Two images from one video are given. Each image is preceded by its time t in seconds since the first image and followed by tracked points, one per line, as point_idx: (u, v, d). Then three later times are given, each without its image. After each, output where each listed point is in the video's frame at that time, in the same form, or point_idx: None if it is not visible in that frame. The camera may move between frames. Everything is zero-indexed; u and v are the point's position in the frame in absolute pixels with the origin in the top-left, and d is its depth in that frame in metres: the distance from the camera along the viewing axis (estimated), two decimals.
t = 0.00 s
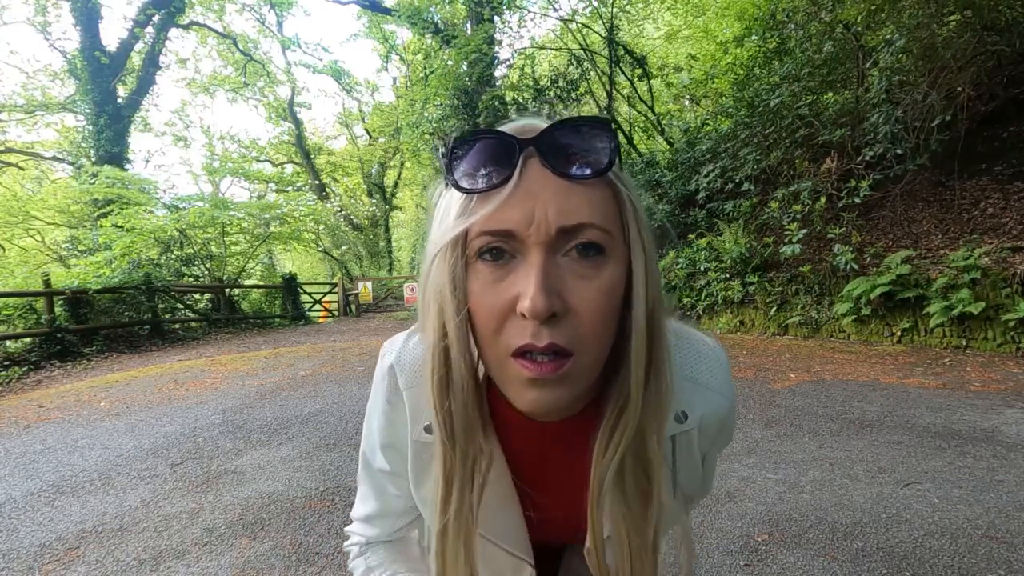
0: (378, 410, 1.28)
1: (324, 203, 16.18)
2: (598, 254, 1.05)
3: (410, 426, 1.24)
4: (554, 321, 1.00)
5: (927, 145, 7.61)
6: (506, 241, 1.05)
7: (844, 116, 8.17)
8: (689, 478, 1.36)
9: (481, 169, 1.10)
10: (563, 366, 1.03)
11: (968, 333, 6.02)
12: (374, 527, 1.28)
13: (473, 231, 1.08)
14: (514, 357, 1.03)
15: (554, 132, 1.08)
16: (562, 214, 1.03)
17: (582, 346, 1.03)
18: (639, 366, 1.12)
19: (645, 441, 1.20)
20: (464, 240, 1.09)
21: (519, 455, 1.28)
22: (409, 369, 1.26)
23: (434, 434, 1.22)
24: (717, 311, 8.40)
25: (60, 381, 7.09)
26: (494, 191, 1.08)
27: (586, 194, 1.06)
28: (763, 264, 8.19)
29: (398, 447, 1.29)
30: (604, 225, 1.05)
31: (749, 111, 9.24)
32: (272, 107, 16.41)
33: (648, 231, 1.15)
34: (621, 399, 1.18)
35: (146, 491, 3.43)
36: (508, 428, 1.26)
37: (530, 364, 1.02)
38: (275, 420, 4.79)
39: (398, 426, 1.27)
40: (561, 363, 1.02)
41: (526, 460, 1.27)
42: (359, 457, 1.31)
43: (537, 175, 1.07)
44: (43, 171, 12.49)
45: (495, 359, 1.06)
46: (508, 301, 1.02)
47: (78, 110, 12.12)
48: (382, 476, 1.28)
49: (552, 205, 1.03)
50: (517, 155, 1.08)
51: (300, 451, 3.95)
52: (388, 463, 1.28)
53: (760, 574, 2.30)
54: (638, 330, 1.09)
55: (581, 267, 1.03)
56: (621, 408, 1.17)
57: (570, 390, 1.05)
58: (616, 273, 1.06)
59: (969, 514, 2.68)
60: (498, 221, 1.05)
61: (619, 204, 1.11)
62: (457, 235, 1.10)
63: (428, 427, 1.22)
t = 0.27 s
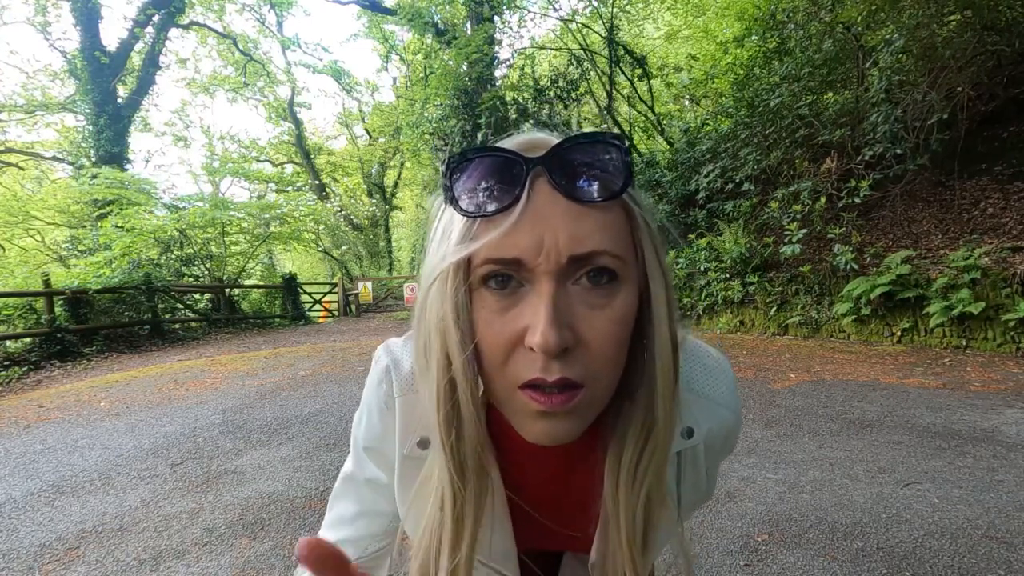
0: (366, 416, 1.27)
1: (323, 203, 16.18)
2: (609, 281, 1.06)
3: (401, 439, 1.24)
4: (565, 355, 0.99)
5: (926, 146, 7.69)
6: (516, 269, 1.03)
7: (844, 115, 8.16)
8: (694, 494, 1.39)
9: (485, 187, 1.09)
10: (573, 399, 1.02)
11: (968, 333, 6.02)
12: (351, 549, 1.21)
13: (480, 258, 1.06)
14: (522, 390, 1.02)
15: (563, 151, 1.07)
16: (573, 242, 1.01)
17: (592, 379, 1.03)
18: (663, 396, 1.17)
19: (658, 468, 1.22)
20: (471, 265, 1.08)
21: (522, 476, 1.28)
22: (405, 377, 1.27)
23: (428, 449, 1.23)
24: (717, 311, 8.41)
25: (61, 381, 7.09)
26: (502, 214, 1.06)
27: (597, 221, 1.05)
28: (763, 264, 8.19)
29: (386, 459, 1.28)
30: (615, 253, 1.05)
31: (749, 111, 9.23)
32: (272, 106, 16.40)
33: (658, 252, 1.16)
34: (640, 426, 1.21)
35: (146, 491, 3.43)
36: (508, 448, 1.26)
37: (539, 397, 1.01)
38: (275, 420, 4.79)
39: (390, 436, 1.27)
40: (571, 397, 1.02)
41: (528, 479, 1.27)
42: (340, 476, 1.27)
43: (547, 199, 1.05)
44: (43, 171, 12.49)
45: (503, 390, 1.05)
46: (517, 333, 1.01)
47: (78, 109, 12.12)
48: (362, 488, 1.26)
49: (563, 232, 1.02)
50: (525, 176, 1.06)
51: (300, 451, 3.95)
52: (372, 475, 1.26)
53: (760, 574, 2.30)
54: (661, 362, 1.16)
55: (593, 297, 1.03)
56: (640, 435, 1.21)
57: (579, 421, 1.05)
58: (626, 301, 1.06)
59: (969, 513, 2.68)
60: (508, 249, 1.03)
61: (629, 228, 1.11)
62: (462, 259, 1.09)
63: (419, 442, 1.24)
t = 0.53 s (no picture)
0: (365, 421, 1.28)
1: (324, 203, 16.19)
2: (629, 278, 1.04)
3: (400, 446, 1.22)
4: (588, 354, 0.96)
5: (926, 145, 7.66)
6: (536, 267, 1.01)
7: (844, 115, 8.16)
8: (700, 493, 1.39)
9: (498, 183, 1.08)
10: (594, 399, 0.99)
11: (968, 333, 6.02)
12: (363, 556, 1.26)
13: (498, 255, 1.03)
14: (541, 391, 0.98)
15: (579, 144, 1.07)
16: (593, 236, 1.00)
17: (614, 378, 1.00)
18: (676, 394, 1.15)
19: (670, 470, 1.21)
20: (486, 262, 1.05)
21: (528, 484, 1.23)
22: (404, 381, 1.24)
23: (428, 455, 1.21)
24: (717, 312, 8.42)
25: (61, 381, 7.09)
26: (517, 210, 1.05)
27: (616, 217, 1.04)
28: (763, 264, 8.19)
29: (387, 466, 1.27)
30: (634, 249, 1.04)
31: (749, 111, 9.24)
32: (273, 106, 16.40)
33: (674, 250, 1.16)
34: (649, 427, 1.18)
35: (146, 491, 3.43)
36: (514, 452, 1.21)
37: (560, 398, 0.97)
38: (275, 420, 4.79)
39: (389, 442, 1.27)
40: (593, 397, 0.98)
41: (535, 486, 1.23)
42: (346, 486, 1.30)
43: (566, 195, 1.04)
44: (43, 171, 12.49)
45: (519, 392, 1.02)
46: (536, 331, 0.98)
47: (78, 109, 12.12)
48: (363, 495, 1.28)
49: (582, 227, 1.01)
50: (542, 171, 1.05)
51: (300, 451, 3.95)
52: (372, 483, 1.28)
53: (760, 574, 2.30)
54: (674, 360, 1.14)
55: (613, 294, 1.01)
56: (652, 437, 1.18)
57: (599, 422, 1.01)
58: (647, 298, 1.04)
59: (969, 514, 2.68)
60: (526, 245, 1.01)
61: (645, 226, 1.11)
62: (476, 257, 1.06)
63: (420, 446, 1.21)
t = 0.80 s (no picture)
0: (370, 431, 1.28)
1: (324, 203, 16.19)
2: (641, 285, 1.03)
3: (405, 453, 1.22)
4: (598, 362, 0.96)
5: (925, 144, 7.72)
6: (547, 274, 1.00)
7: (844, 115, 8.17)
8: (710, 499, 1.40)
9: (507, 188, 1.07)
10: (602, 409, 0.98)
11: (968, 333, 6.02)
12: (368, 561, 1.23)
13: (509, 261, 1.02)
14: (549, 399, 0.97)
15: (589, 149, 1.06)
16: (605, 243, 0.99)
17: (625, 387, 0.99)
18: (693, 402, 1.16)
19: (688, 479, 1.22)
20: (497, 268, 1.04)
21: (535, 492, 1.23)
22: (408, 389, 1.25)
23: (433, 462, 1.21)
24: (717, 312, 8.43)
25: (60, 381, 7.09)
26: (528, 216, 1.04)
27: (629, 223, 1.03)
28: (763, 264, 8.19)
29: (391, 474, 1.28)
30: (646, 256, 1.03)
31: (749, 111, 9.24)
32: (273, 106, 16.39)
33: (688, 256, 1.15)
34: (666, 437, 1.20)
35: (146, 491, 3.43)
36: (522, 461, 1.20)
37: (569, 408, 0.97)
38: (275, 420, 4.79)
39: (393, 450, 1.27)
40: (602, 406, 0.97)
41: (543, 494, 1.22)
42: (350, 492, 1.29)
43: (579, 203, 1.03)
44: (43, 171, 12.50)
45: (528, 400, 1.01)
46: (547, 339, 0.97)
47: (78, 109, 12.12)
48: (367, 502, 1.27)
49: (595, 234, 1.00)
50: (554, 176, 1.05)
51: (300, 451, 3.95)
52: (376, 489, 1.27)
53: (760, 574, 2.30)
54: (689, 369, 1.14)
55: (624, 301, 1.00)
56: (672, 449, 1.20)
57: (608, 432, 1.00)
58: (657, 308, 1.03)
59: (969, 514, 2.68)
60: (537, 252, 1.00)
61: (657, 232, 1.10)
62: (487, 264, 1.05)
63: (427, 452, 1.22)
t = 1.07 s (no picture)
0: (372, 429, 1.28)
1: (324, 203, 16.19)
2: (632, 276, 1.03)
3: (408, 451, 1.22)
4: (588, 352, 0.97)
5: (925, 144, 7.75)
6: (538, 266, 1.01)
7: (844, 115, 8.19)
8: (712, 498, 1.38)
9: (499, 180, 1.07)
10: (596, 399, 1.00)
11: (968, 332, 6.02)
12: (378, 557, 1.25)
13: (500, 253, 1.03)
14: (542, 389, 0.99)
15: (579, 140, 1.06)
16: (594, 234, 0.99)
17: (615, 378, 1.00)
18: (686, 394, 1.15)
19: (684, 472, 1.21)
20: (487, 261, 1.05)
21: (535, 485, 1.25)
22: (408, 386, 1.24)
23: (436, 458, 1.22)
24: (717, 312, 8.43)
25: (60, 381, 7.08)
26: (519, 207, 1.04)
27: (618, 214, 1.03)
28: (763, 264, 8.19)
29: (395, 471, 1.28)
30: (635, 247, 1.02)
31: (749, 111, 9.24)
32: (272, 106, 16.38)
33: (681, 246, 1.14)
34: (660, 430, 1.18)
35: (146, 491, 3.43)
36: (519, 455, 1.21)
37: (561, 400, 0.98)
38: (275, 420, 4.78)
39: (397, 446, 1.26)
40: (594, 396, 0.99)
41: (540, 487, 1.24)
42: (356, 490, 1.30)
43: (567, 193, 1.02)
44: (43, 171, 12.48)
45: (521, 391, 1.03)
46: (537, 329, 0.98)
47: (77, 109, 12.11)
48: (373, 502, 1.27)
49: (584, 224, 1.00)
50: (543, 168, 1.04)
51: (300, 451, 3.95)
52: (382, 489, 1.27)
53: (760, 574, 2.30)
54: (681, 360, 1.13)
55: (614, 292, 1.01)
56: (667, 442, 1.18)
57: (602, 422, 1.02)
58: (648, 299, 1.03)
59: (969, 514, 2.68)
60: (526, 243, 1.00)
61: (649, 222, 1.09)
62: (477, 258, 1.06)
63: (428, 449, 1.21)
